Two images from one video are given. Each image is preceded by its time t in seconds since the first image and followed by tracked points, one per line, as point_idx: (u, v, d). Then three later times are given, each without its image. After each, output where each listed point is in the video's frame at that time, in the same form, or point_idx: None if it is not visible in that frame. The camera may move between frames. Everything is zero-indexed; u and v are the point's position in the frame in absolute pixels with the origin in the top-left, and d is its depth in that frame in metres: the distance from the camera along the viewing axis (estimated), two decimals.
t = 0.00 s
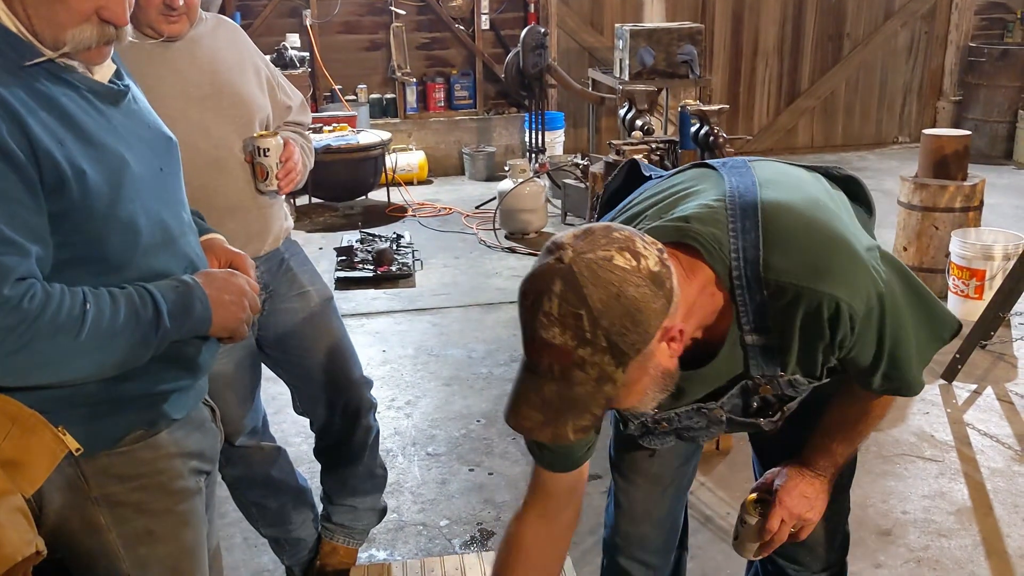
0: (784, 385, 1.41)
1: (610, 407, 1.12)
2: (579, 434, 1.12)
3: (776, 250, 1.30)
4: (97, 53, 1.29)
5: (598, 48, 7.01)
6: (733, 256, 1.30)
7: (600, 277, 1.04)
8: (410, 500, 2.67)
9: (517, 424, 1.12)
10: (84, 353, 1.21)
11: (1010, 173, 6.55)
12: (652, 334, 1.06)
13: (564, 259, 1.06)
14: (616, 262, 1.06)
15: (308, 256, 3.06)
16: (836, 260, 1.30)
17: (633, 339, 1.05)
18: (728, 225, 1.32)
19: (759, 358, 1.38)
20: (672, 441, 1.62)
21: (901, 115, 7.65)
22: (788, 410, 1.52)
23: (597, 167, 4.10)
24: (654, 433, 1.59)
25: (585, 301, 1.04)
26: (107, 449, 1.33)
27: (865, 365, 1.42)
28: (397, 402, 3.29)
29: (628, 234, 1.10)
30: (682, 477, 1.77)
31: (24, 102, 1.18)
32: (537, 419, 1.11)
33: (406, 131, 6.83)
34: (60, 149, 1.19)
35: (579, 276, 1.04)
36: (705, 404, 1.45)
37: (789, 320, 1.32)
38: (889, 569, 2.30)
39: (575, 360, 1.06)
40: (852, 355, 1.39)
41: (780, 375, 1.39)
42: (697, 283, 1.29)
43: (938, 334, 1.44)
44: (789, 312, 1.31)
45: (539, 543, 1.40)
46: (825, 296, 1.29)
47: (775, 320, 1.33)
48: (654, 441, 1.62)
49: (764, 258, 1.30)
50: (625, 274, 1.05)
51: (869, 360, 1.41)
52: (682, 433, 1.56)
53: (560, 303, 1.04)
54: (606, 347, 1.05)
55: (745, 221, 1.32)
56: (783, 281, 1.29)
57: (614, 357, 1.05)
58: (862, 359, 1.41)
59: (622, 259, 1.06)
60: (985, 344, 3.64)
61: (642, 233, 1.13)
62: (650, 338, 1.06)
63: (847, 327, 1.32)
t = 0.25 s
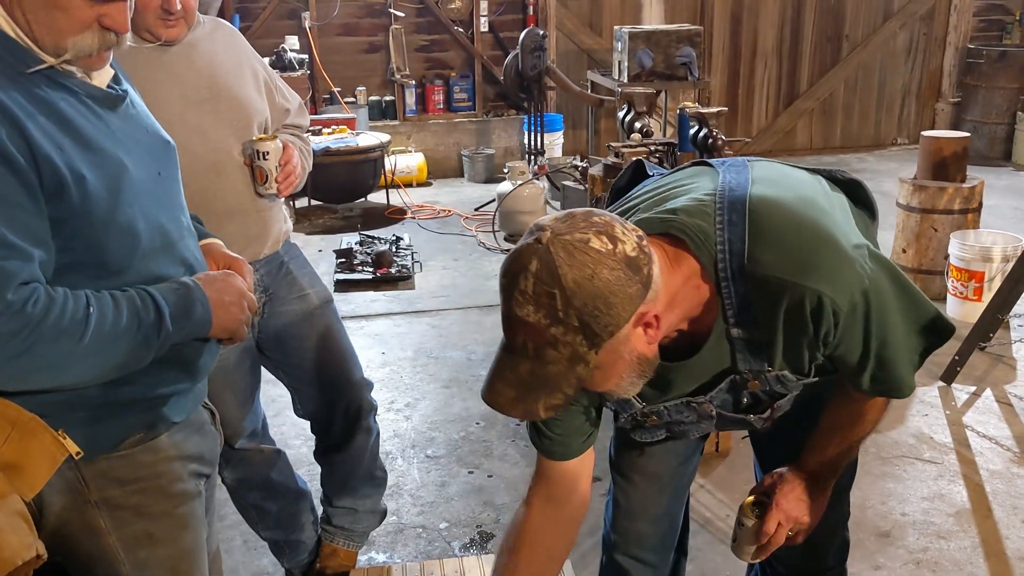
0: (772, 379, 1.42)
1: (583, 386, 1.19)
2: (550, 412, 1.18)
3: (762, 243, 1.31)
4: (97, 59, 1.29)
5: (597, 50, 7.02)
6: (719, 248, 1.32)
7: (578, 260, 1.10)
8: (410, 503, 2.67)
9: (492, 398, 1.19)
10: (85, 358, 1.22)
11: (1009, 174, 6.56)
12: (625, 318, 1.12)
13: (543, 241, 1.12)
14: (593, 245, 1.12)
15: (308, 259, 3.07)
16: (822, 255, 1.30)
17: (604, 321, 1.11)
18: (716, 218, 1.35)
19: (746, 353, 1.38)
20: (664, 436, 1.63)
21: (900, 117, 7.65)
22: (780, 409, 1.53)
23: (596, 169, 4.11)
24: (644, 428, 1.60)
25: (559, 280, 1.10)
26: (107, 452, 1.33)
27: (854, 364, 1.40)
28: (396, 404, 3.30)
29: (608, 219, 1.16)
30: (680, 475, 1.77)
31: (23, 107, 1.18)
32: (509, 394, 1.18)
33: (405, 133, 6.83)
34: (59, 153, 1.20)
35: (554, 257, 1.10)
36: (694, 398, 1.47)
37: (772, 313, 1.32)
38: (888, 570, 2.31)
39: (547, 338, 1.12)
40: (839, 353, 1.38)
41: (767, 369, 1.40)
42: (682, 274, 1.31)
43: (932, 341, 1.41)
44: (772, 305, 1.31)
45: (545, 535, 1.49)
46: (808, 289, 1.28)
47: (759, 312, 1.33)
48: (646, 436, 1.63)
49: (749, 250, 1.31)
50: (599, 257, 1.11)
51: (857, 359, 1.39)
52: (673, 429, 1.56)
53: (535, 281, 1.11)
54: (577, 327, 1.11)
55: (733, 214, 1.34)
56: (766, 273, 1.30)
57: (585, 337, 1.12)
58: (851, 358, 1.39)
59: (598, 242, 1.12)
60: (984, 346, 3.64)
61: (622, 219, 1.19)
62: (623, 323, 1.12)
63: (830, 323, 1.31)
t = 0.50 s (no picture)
0: (762, 376, 1.42)
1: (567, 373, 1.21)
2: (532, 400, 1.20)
3: (749, 238, 1.31)
4: (98, 63, 1.30)
5: (597, 52, 7.02)
6: (706, 243, 1.33)
7: (560, 249, 1.13)
8: (409, 505, 2.67)
9: (477, 385, 1.22)
10: (86, 361, 1.22)
11: (1009, 175, 6.56)
12: (608, 308, 1.14)
13: (527, 231, 1.15)
14: (575, 236, 1.14)
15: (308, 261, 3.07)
16: (808, 250, 1.29)
17: (586, 310, 1.13)
18: (706, 213, 1.36)
19: (734, 348, 1.39)
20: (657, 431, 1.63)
21: (900, 118, 7.65)
22: (772, 407, 1.53)
23: (596, 171, 4.11)
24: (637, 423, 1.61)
25: (542, 268, 1.12)
26: (106, 456, 1.33)
27: (842, 363, 1.39)
28: (396, 406, 3.30)
29: (592, 211, 1.19)
30: (679, 474, 1.78)
31: (23, 110, 1.18)
32: (494, 381, 1.21)
33: (405, 135, 6.84)
34: (59, 156, 1.20)
35: (537, 247, 1.13)
36: (685, 393, 1.47)
37: (757, 307, 1.32)
38: (888, 572, 2.31)
39: (531, 326, 1.14)
40: (827, 351, 1.37)
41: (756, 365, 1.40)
42: (669, 267, 1.32)
43: (926, 342, 1.38)
44: (757, 300, 1.31)
45: (539, 527, 1.51)
46: (793, 284, 1.28)
47: (745, 307, 1.33)
48: (639, 430, 1.63)
49: (736, 244, 1.32)
50: (582, 247, 1.13)
51: (845, 357, 1.37)
52: (665, 424, 1.57)
53: (518, 269, 1.13)
54: (559, 315, 1.13)
55: (722, 209, 1.35)
56: (752, 267, 1.30)
57: (568, 325, 1.14)
58: (838, 356, 1.38)
59: (581, 233, 1.14)
60: (983, 347, 3.64)
61: (606, 210, 1.21)
62: (605, 312, 1.14)
63: (815, 319, 1.30)
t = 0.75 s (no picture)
0: (755, 374, 1.41)
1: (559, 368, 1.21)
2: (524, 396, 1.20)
3: (739, 236, 1.31)
4: (100, 64, 1.30)
5: (597, 52, 7.02)
6: (698, 241, 1.34)
7: (548, 247, 1.13)
8: (410, 505, 2.67)
9: (469, 381, 1.21)
10: (89, 363, 1.21)
11: (1009, 176, 6.56)
12: (596, 305, 1.14)
13: (516, 229, 1.15)
14: (562, 233, 1.14)
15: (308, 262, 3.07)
16: (798, 248, 1.29)
17: (574, 307, 1.13)
18: (698, 211, 1.36)
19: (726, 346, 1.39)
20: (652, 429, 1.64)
21: (900, 119, 7.65)
22: (767, 406, 1.53)
23: (596, 172, 4.11)
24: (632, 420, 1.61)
25: (530, 265, 1.12)
26: (108, 456, 1.33)
27: (834, 362, 1.38)
28: (396, 407, 3.30)
29: (580, 208, 1.19)
30: (678, 473, 1.78)
31: (26, 109, 1.18)
32: (484, 376, 1.20)
33: (405, 136, 6.84)
34: (61, 156, 1.20)
35: (525, 243, 1.13)
36: (679, 391, 1.48)
37: (747, 305, 1.32)
38: (888, 573, 2.30)
39: (521, 323, 1.14)
40: (819, 350, 1.36)
41: (748, 362, 1.40)
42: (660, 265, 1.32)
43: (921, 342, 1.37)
44: (747, 297, 1.32)
45: (535, 525, 1.50)
46: (781, 282, 1.28)
47: (735, 305, 1.34)
48: (635, 428, 1.64)
49: (727, 243, 1.32)
50: (569, 244, 1.13)
51: (837, 356, 1.36)
52: (660, 421, 1.57)
53: (507, 267, 1.13)
54: (547, 312, 1.13)
55: (714, 208, 1.35)
56: (742, 265, 1.30)
57: (556, 322, 1.14)
58: (830, 356, 1.37)
59: (569, 231, 1.14)
60: (984, 348, 3.64)
61: (594, 208, 1.21)
62: (594, 308, 1.15)
63: (805, 318, 1.30)
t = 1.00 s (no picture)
0: (751, 375, 1.42)
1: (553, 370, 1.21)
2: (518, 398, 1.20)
3: (732, 237, 1.32)
4: (106, 66, 1.31)
5: (598, 53, 7.02)
6: (691, 242, 1.34)
7: (538, 250, 1.13)
8: (411, 506, 2.67)
9: (464, 384, 1.22)
10: (92, 363, 1.22)
11: (1010, 177, 6.56)
12: (587, 306, 1.15)
13: (507, 233, 1.15)
14: (551, 236, 1.14)
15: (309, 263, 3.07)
16: (790, 248, 1.29)
17: (566, 309, 1.13)
18: (692, 212, 1.37)
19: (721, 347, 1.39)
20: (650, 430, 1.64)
21: (900, 119, 7.65)
22: (765, 406, 1.52)
23: (597, 172, 4.11)
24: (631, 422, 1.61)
25: (520, 268, 1.13)
26: (110, 457, 1.33)
27: (829, 363, 1.38)
28: (397, 407, 3.30)
29: (569, 211, 1.19)
30: (677, 473, 1.78)
31: (31, 109, 1.18)
32: (478, 380, 1.20)
33: (406, 136, 6.84)
34: (66, 155, 1.20)
35: (515, 247, 1.14)
36: (676, 391, 1.48)
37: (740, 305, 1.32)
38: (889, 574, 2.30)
39: (513, 326, 1.14)
40: (814, 350, 1.36)
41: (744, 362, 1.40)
42: (653, 267, 1.33)
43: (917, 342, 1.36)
44: (740, 298, 1.32)
45: (534, 525, 1.51)
46: (773, 282, 1.28)
47: (729, 305, 1.34)
48: (632, 429, 1.64)
49: (719, 243, 1.32)
50: (559, 247, 1.13)
51: (832, 357, 1.36)
52: (657, 421, 1.57)
53: (498, 270, 1.13)
54: (539, 314, 1.13)
55: (708, 209, 1.36)
56: (734, 266, 1.31)
57: (548, 324, 1.14)
58: (825, 357, 1.37)
59: (559, 234, 1.14)
60: (985, 349, 3.64)
61: (584, 211, 1.21)
62: (586, 311, 1.15)
63: (798, 318, 1.30)
